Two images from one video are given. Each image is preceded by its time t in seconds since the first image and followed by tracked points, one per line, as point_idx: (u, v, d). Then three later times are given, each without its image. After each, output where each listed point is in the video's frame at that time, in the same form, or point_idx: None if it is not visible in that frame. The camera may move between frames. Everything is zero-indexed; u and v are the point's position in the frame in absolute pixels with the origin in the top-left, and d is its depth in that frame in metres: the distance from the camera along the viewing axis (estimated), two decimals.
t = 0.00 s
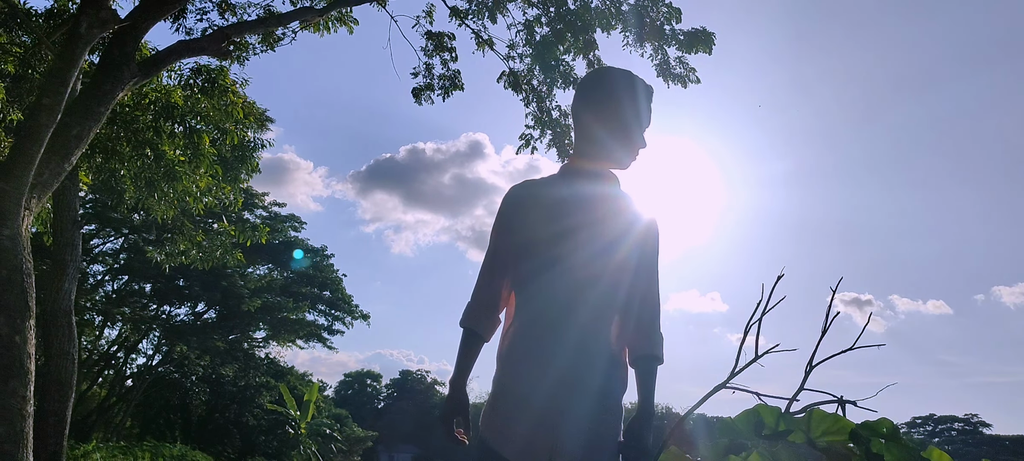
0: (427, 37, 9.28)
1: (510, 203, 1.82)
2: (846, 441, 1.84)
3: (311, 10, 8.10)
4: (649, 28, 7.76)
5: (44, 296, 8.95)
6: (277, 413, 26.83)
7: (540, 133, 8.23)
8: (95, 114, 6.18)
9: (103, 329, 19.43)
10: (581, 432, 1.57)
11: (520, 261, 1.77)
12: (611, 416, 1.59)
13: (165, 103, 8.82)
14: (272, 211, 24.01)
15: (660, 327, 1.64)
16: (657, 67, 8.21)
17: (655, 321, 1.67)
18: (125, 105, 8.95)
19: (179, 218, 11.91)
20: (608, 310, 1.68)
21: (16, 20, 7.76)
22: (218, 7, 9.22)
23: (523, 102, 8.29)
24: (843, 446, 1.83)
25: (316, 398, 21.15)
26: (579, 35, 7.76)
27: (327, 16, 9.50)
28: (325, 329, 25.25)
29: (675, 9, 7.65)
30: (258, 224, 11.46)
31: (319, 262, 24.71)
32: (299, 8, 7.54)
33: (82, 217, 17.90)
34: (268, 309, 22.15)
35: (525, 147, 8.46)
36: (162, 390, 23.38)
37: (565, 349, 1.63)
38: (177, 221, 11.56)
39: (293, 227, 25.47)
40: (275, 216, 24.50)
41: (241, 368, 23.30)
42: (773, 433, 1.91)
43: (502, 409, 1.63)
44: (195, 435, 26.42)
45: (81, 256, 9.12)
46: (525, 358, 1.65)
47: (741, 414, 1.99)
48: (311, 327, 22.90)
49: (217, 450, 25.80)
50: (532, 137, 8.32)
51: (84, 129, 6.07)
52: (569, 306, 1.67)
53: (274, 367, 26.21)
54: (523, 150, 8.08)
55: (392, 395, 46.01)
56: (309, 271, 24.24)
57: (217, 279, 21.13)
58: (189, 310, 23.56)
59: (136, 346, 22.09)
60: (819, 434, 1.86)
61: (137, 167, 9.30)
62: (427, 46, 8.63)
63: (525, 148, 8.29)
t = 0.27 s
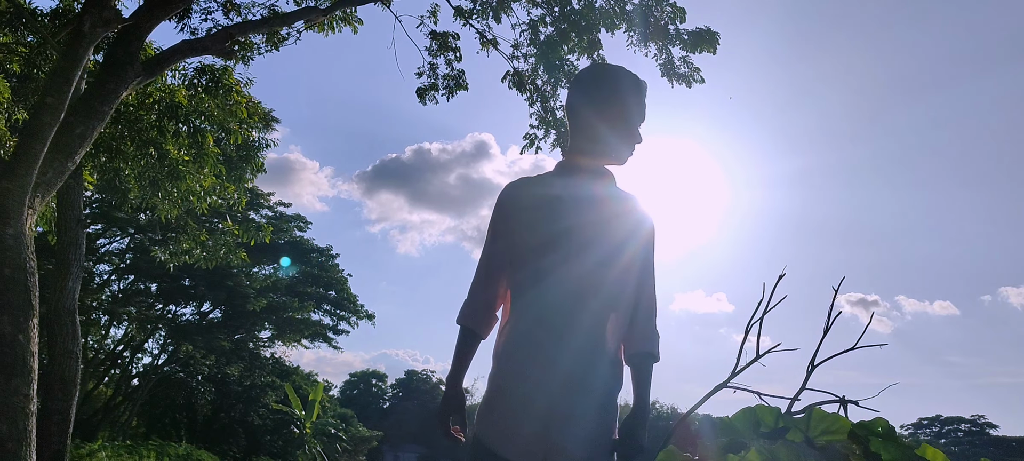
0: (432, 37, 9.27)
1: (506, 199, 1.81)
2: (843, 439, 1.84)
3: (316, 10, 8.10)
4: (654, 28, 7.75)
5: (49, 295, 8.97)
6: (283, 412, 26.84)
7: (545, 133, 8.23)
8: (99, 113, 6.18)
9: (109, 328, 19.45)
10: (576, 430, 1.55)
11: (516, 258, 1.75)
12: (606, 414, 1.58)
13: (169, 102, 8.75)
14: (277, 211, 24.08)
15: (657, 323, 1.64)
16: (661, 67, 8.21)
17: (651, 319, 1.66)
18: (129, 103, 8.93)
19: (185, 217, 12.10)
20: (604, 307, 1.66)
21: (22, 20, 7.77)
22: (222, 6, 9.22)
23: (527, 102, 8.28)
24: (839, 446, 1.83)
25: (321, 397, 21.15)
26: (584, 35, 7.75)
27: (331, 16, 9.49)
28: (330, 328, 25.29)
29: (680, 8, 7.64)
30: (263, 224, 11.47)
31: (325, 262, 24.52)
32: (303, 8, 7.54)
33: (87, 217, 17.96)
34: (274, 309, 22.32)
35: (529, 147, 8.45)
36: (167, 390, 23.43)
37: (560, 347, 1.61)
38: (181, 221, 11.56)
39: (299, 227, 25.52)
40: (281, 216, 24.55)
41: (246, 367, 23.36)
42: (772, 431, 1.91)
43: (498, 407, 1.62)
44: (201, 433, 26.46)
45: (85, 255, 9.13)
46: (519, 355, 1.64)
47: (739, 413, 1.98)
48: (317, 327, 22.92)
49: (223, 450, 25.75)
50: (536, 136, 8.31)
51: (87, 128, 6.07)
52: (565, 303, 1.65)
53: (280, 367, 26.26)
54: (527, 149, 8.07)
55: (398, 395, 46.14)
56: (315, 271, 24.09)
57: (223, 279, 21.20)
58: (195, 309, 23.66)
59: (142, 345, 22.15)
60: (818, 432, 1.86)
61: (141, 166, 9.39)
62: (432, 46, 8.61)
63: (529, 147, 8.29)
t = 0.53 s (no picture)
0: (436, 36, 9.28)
1: (502, 197, 1.79)
2: (843, 439, 1.81)
3: (320, 10, 8.11)
4: (659, 28, 7.73)
5: (53, 293, 8.98)
6: (288, 412, 26.85)
7: (549, 132, 8.21)
8: (102, 112, 6.18)
9: (114, 327, 19.50)
10: (572, 428, 1.55)
11: (513, 257, 1.74)
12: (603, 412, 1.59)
13: (173, 102, 8.81)
14: (283, 211, 24.14)
15: (653, 322, 1.63)
16: (665, 67, 8.18)
17: (647, 317, 1.66)
18: (133, 103, 8.95)
19: (190, 216, 12.11)
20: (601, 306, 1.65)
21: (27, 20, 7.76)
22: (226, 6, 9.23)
23: (532, 102, 8.27)
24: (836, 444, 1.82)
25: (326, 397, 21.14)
26: (588, 35, 7.73)
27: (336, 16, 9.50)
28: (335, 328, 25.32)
29: (684, 8, 7.63)
30: (267, 223, 11.50)
31: (330, 262, 24.68)
32: (308, 7, 7.53)
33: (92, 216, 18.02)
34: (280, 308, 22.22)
35: (534, 147, 8.43)
36: (172, 389, 23.47)
37: (556, 346, 1.60)
38: (185, 220, 11.57)
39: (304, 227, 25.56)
40: (287, 216, 24.59)
41: (250, 367, 23.38)
42: (771, 430, 1.89)
43: (494, 405, 1.61)
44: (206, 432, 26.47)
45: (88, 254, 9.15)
46: (515, 354, 1.63)
47: (736, 413, 1.95)
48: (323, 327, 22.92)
49: (228, 448, 25.76)
50: (540, 136, 8.30)
51: (91, 127, 6.08)
52: (561, 302, 1.64)
53: (284, 367, 26.29)
54: (532, 149, 8.06)
55: (404, 395, 46.19)
56: (320, 271, 24.13)
57: (228, 279, 21.33)
58: (199, 308, 23.72)
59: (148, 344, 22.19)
60: (816, 433, 1.85)
61: (145, 165, 9.41)
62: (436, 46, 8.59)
63: (533, 147, 8.28)
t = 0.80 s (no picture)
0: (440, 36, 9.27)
1: (498, 194, 1.77)
2: (840, 439, 1.78)
3: (324, 10, 8.10)
4: (663, 28, 7.70)
5: (57, 292, 9.00)
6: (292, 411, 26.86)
7: (553, 132, 8.20)
8: (105, 111, 6.17)
9: (120, 326, 19.55)
10: (570, 429, 1.55)
11: (507, 255, 1.72)
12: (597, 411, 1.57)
13: (177, 101, 8.76)
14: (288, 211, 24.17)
15: (648, 320, 1.62)
16: (670, 67, 8.16)
17: (642, 316, 1.64)
18: (137, 102, 8.93)
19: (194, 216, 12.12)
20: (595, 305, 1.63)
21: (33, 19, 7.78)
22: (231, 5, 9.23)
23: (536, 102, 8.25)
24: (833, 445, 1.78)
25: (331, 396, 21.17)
26: (592, 35, 7.70)
27: (340, 16, 9.50)
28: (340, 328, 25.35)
29: (688, 8, 7.61)
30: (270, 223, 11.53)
31: (335, 261, 24.66)
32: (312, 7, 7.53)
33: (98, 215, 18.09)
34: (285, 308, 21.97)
35: (538, 147, 8.41)
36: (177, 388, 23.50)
37: (553, 346, 1.59)
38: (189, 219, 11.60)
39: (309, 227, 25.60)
40: (292, 216, 24.61)
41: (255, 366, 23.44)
42: (768, 430, 1.86)
43: (488, 404, 1.60)
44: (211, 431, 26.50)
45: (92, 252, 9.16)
46: (510, 352, 1.62)
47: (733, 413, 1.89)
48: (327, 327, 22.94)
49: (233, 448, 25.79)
50: (544, 136, 8.28)
51: (94, 126, 6.07)
52: (553, 300, 1.62)
53: (289, 366, 26.33)
54: (536, 149, 8.05)
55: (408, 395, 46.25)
56: (324, 270, 24.14)
57: (232, 279, 21.46)
58: (204, 307, 23.80)
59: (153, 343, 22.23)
60: (814, 432, 1.82)
61: (148, 164, 9.38)
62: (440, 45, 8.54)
63: (537, 147, 8.26)
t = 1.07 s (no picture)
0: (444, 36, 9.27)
1: (493, 193, 1.75)
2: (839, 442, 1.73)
3: (328, 10, 8.09)
4: (668, 28, 7.67)
5: (61, 291, 9.01)
6: (297, 412, 26.82)
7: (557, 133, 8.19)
8: (109, 111, 6.17)
9: (125, 326, 19.57)
10: (565, 428, 1.53)
11: (503, 255, 1.70)
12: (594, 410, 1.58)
13: (182, 101, 8.70)
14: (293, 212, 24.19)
15: (643, 320, 1.63)
16: (674, 67, 8.14)
17: (637, 315, 1.65)
18: (141, 102, 9.01)
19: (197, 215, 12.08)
20: (592, 304, 1.62)
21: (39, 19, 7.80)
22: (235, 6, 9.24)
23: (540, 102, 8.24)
24: (832, 445, 1.72)
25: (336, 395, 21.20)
26: (596, 36, 7.68)
27: (344, 16, 9.50)
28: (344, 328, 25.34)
29: (693, 9, 7.59)
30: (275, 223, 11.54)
31: (340, 262, 24.56)
32: (316, 7, 7.52)
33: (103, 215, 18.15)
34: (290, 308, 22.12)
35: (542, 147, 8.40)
36: (183, 387, 23.55)
37: (548, 344, 1.58)
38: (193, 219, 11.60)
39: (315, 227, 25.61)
40: (297, 216, 24.60)
41: (260, 366, 23.44)
42: (764, 430, 1.78)
43: (484, 405, 1.59)
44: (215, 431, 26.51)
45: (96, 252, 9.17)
46: (507, 352, 1.61)
47: (730, 413, 1.82)
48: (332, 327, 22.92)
49: (237, 447, 25.82)
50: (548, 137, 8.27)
51: (98, 125, 6.06)
52: (551, 300, 1.61)
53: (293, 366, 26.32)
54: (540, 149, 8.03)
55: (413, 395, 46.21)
56: (329, 270, 24.12)
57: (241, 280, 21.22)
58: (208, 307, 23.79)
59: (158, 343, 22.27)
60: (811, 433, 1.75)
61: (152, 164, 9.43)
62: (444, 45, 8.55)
63: (541, 148, 8.25)
